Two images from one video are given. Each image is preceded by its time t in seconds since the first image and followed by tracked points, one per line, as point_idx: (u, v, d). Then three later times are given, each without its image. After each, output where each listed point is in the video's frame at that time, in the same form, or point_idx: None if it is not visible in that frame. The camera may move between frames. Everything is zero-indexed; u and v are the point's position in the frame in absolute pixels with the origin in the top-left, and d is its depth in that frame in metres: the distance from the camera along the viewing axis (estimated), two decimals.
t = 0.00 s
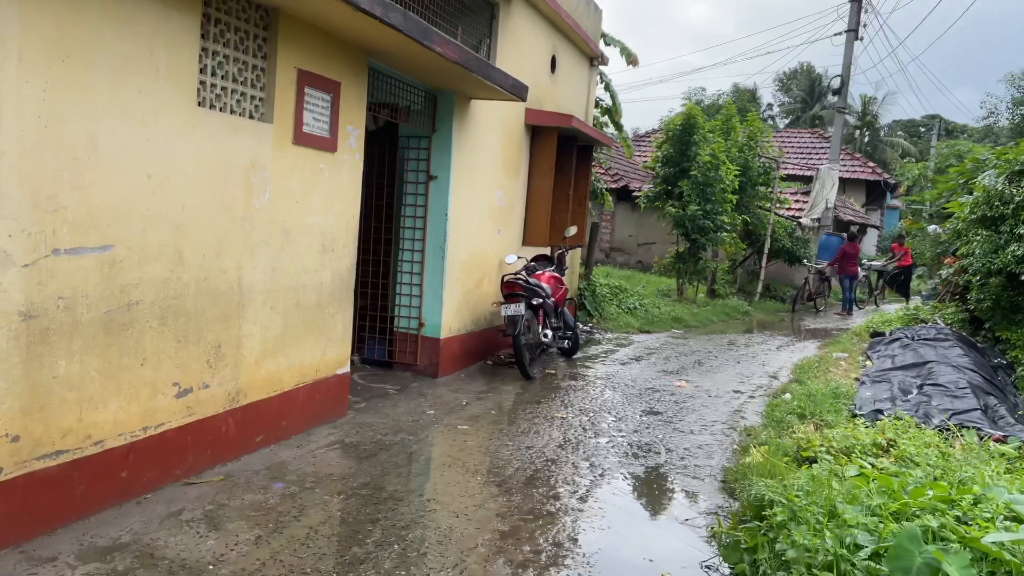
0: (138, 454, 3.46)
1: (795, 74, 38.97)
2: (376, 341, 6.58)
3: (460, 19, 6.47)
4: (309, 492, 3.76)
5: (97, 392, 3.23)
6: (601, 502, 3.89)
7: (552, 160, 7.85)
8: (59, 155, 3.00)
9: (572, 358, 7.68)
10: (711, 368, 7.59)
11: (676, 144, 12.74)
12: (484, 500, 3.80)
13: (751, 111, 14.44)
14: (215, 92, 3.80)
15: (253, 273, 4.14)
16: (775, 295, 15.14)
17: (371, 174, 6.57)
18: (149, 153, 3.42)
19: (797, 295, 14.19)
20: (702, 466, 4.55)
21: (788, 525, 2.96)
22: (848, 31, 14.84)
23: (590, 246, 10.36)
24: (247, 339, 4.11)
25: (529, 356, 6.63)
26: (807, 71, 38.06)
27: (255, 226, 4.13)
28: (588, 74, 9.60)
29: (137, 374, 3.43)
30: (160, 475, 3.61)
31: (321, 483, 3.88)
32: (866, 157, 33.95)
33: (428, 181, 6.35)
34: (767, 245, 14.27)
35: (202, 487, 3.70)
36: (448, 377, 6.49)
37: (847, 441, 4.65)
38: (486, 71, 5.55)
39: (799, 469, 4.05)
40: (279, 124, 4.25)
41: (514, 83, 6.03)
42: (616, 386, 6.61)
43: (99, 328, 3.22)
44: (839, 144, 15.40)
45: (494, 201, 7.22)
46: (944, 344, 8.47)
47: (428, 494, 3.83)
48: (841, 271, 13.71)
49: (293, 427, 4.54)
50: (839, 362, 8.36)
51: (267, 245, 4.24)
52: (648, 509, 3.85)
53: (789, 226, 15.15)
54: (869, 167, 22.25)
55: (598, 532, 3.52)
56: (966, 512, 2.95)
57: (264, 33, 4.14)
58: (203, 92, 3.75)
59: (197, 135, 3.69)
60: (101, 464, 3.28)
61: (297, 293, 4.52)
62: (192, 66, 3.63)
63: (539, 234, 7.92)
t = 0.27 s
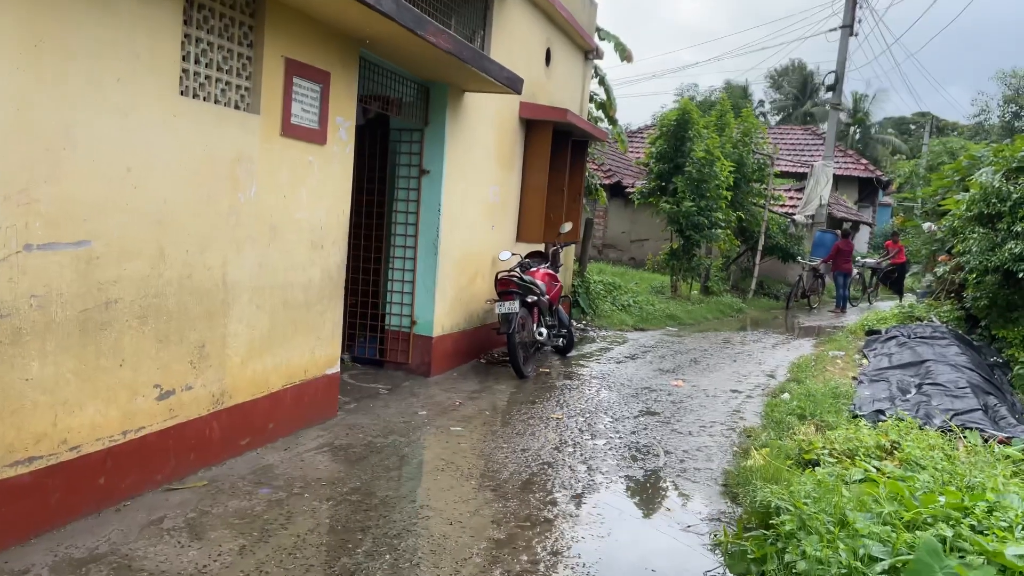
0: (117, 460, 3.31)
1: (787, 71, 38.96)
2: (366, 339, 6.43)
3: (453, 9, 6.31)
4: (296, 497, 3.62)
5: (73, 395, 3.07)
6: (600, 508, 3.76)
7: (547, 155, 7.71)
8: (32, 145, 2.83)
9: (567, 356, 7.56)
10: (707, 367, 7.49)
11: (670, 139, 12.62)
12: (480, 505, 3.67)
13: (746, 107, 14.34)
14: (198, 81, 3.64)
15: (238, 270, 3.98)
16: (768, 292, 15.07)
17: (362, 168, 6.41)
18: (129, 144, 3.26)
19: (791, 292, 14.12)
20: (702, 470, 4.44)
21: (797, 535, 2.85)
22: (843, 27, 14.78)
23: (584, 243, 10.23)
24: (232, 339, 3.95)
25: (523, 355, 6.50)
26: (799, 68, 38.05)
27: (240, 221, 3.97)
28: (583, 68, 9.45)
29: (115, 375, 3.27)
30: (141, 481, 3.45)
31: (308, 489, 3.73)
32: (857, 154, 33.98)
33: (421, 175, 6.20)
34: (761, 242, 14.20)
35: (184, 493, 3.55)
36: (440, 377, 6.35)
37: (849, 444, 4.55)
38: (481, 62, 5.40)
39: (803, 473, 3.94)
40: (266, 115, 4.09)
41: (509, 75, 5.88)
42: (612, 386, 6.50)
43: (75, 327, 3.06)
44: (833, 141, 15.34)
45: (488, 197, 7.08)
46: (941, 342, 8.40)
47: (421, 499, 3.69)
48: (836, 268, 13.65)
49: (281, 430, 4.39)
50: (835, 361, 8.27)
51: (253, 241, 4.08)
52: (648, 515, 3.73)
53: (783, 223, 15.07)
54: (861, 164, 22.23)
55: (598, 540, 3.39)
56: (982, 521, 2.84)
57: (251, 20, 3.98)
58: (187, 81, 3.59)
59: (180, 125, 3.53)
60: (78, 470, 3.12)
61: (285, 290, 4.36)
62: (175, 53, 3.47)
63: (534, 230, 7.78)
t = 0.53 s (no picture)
0: (91, 465, 3.14)
1: (778, 66, 38.91)
2: (355, 336, 6.28)
3: None
4: (281, 503, 3.47)
5: (45, 397, 2.90)
6: (597, 513, 3.63)
7: (540, 149, 7.57)
8: None
9: (560, 354, 7.43)
10: (702, 365, 7.37)
11: (664, 134, 12.49)
12: (474, 511, 3.53)
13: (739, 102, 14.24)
14: (177, 68, 3.47)
15: (221, 266, 3.81)
16: (761, 288, 15.00)
17: (350, 161, 6.25)
18: (103, 133, 3.09)
19: (784, 288, 14.05)
20: (701, 471, 4.32)
21: (806, 544, 2.72)
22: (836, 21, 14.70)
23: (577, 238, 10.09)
24: (214, 338, 3.79)
25: (516, 353, 6.36)
26: (790, 64, 38.01)
27: (223, 215, 3.80)
28: (576, 61, 9.30)
29: (90, 377, 3.10)
30: (117, 487, 3.29)
31: (294, 494, 3.58)
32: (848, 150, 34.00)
33: (411, 169, 6.04)
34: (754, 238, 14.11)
35: (164, 500, 3.39)
36: (432, 375, 6.20)
37: (851, 444, 4.45)
38: (473, 52, 5.24)
39: (806, 476, 3.82)
40: (250, 104, 3.93)
41: (502, 66, 5.73)
42: (607, 384, 6.37)
43: (46, 326, 2.89)
44: (826, 136, 15.27)
45: (480, 191, 6.93)
46: (937, 339, 8.33)
47: (412, 505, 3.55)
48: (829, 264, 13.59)
49: (266, 431, 4.23)
50: (831, 358, 8.18)
51: (236, 236, 3.92)
52: (648, 520, 3.60)
53: (776, 218, 14.99)
54: (853, 159, 22.19)
55: (597, 546, 3.27)
56: (997, 528, 2.73)
57: (234, 5, 3.81)
58: (166, 68, 3.42)
59: (158, 113, 3.36)
60: (49, 477, 2.96)
61: (270, 287, 4.20)
62: (152, 38, 3.30)
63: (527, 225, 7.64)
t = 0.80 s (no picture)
0: (67, 475, 2.98)
1: (769, 62, 38.87)
2: (346, 335, 6.12)
3: None
4: (268, 513, 3.31)
5: (14, 405, 2.73)
6: (597, 520, 3.50)
7: (534, 143, 7.42)
8: None
9: (555, 352, 7.30)
10: (699, 363, 7.26)
11: (657, 128, 12.36)
12: (469, 519, 3.40)
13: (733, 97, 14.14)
14: (156, 56, 3.30)
15: (203, 264, 3.65)
16: (755, 284, 14.91)
17: (340, 155, 6.08)
18: (77, 125, 2.92)
19: (778, 284, 13.97)
20: (703, 475, 4.19)
21: (819, 557, 2.60)
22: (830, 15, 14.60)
23: (571, 234, 9.95)
24: (197, 340, 3.63)
25: (510, 352, 6.22)
26: (780, 60, 37.97)
27: (206, 211, 3.64)
28: (570, 54, 9.15)
29: (64, 383, 2.93)
30: (94, 497, 3.13)
31: (281, 503, 3.43)
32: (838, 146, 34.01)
33: (402, 164, 5.88)
34: (748, 234, 14.02)
35: (144, 511, 3.23)
36: (424, 375, 6.05)
37: (856, 446, 4.33)
38: (466, 42, 5.08)
39: (812, 481, 3.70)
40: (234, 95, 3.76)
41: (496, 57, 5.57)
42: (603, 383, 6.24)
43: (15, 329, 2.72)
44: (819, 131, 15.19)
45: (473, 186, 6.78)
46: (934, 336, 8.24)
47: (404, 514, 3.40)
48: (823, 259, 13.52)
49: (252, 436, 4.08)
50: (828, 356, 8.08)
51: (220, 233, 3.75)
52: (650, 527, 3.47)
53: (769, 214, 14.90)
54: (845, 155, 22.15)
55: (598, 556, 3.14)
56: (1017, 538, 2.61)
57: None
58: (144, 56, 3.24)
59: (136, 104, 3.19)
60: (21, 489, 2.80)
61: (256, 286, 4.04)
62: (129, 24, 3.12)
63: (520, 222, 7.49)
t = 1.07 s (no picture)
0: (42, 492, 2.81)
1: (760, 58, 38.82)
2: (336, 338, 5.94)
3: None
4: (255, 529, 3.14)
5: None
6: (602, 532, 3.35)
7: (529, 139, 7.26)
8: None
9: (551, 353, 7.15)
10: (698, 364, 7.13)
11: (651, 124, 12.22)
12: (469, 533, 3.24)
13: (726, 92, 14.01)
14: (135, 47, 3.11)
15: (186, 267, 3.47)
16: (749, 281, 14.81)
17: (329, 152, 5.90)
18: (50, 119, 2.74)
19: (773, 281, 13.87)
20: (708, 482, 4.06)
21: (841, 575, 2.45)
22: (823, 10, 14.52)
23: (565, 232, 9.80)
24: (179, 346, 3.45)
25: (506, 353, 6.07)
26: (771, 56, 37.92)
27: (188, 211, 3.46)
28: (564, 49, 9.00)
29: (37, 395, 2.75)
30: (71, 515, 2.96)
31: (270, 517, 3.26)
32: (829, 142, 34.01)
33: (394, 160, 5.71)
34: (742, 230, 13.91)
35: (125, 527, 3.06)
36: (418, 378, 5.89)
37: (864, 450, 4.21)
38: (460, 35, 4.91)
39: (824, 489, 3.56)
40: (219, 88, 3.58)
41: (490, 50, 5.41)
42: (601, 385, 6.10)
43: None
44: (813, 127, 15.10)
45: (467, 183, 6.61)
46: (934, 334, 8.15)
47: (400, 528, 3.24)
48: (818, 256, 13.43)
49: (239, 446, 3.91)
50: (827, 354, 7.97)
51: (204, 234, 3.57)
52: (656, 540, 3.33)
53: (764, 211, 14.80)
54: (837, 151, 22.10)
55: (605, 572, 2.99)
56: None
57: None
58: (122, 46, 3.06)
59: (113, 98, 3.01)
60: None
61: (242, 289, 3.86)
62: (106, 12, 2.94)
63: (515, 220, 7.33)
